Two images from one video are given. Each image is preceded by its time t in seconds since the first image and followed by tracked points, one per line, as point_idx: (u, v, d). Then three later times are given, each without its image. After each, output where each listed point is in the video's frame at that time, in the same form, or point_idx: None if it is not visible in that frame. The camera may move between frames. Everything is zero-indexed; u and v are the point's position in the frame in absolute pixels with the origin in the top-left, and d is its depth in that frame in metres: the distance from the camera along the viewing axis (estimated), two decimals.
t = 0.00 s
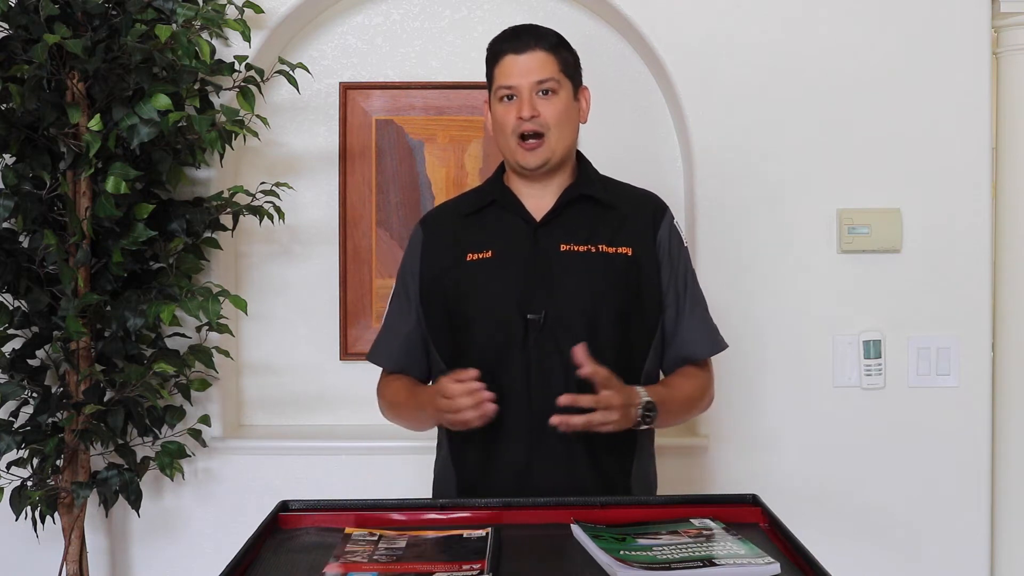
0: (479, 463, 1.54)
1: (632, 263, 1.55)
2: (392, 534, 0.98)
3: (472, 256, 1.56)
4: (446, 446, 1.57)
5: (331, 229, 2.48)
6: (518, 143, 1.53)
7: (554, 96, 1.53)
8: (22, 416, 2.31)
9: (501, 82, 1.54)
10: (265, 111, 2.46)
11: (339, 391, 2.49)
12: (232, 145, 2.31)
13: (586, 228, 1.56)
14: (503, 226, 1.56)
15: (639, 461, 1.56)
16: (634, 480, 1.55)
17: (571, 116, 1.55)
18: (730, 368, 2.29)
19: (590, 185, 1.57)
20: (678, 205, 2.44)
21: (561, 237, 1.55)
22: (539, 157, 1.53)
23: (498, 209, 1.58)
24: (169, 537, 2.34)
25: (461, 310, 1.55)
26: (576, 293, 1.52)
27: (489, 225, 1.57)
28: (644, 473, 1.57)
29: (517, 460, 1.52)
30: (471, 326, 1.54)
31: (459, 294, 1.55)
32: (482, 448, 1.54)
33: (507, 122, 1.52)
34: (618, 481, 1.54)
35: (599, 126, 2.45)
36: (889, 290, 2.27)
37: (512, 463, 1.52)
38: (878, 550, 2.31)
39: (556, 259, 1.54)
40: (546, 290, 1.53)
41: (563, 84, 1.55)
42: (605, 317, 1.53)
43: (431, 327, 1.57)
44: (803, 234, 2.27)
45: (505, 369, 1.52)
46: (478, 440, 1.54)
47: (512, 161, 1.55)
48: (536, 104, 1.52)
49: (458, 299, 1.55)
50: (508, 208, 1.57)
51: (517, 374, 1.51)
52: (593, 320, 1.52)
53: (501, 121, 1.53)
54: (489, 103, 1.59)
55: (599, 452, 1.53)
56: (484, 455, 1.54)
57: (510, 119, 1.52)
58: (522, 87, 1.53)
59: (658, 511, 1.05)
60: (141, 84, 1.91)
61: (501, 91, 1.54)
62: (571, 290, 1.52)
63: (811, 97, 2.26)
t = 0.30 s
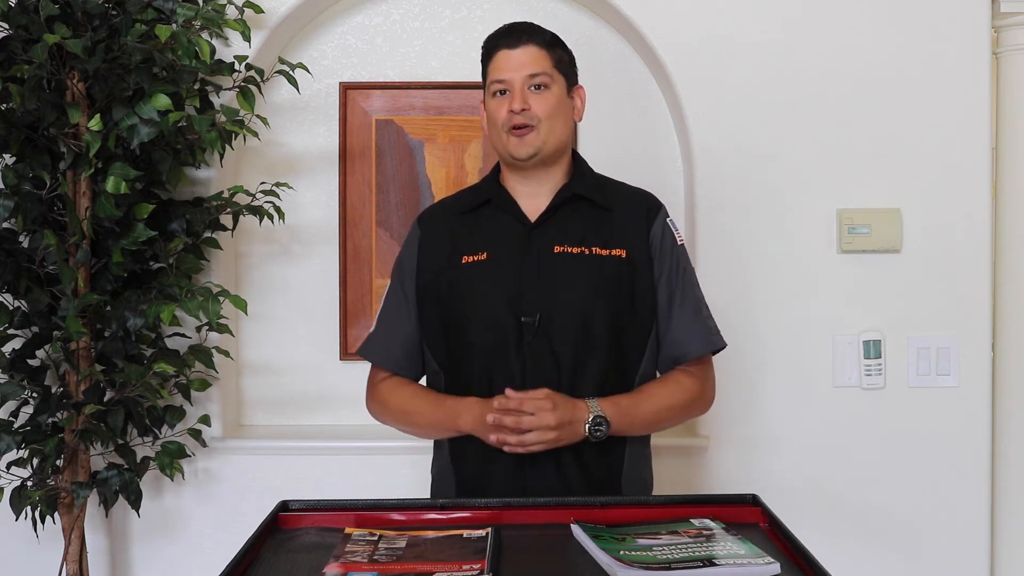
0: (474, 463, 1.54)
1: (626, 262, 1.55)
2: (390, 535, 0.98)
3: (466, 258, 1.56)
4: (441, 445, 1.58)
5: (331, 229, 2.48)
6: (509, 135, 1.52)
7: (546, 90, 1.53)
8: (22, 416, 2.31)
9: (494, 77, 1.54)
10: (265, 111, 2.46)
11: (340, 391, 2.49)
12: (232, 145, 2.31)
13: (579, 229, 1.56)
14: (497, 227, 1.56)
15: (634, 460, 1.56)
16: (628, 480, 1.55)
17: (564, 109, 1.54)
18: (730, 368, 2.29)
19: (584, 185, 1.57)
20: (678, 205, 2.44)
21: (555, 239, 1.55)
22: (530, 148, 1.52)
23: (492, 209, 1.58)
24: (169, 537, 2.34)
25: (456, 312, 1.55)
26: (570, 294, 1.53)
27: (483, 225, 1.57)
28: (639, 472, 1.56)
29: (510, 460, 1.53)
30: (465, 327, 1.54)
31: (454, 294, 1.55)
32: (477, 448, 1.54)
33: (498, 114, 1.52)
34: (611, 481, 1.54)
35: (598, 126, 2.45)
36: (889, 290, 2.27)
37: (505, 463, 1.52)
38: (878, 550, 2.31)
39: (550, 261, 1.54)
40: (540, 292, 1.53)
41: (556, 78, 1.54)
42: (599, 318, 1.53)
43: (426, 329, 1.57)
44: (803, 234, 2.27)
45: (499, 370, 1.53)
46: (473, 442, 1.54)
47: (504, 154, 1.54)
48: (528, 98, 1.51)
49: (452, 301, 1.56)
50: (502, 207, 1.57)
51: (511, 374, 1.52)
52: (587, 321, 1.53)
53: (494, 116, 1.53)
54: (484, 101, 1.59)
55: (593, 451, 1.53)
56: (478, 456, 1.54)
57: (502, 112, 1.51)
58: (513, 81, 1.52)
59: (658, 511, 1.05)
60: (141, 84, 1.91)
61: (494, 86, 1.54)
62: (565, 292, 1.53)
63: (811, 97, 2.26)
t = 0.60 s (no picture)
0: (472, 465, 1.54)
1: (623, 263, 1.55)
2: (390, 535, 0.98)
3: (463, 260, 1.56)
4: (438, 446, 1.57)
5: (331, 229, 2.48)
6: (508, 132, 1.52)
7: (548, 90, 1.53)
8: (22, 416, 2.31)
9: (495, 75, 1.54)
10: (265, 111, 2.46)
11: (340, 391, 2.49)
12: (232, 145, 2.31)
13: (576, 230, 1.56)
14: (494, 228, 1.57)
15: (631, 460, 1.56)
16: (625, 480, 1.55)
17: (564, 109, 1.54)
18: (730, 368, 2.29)
19: (580, 186, 1.57)
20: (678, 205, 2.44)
21: (552, 241, 1.56)
22: (530, 144, 1.51)
23: (489, 209, 1.58)
24: (169, 537, 2.34)
25: (453, 313, 1.55)
26: (568, 295, 1.53)
27: (480, 226, 1.57)
28: (636, 472, 1.57)
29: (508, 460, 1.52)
30: (463, 329, 1.54)
31: (451, 296, 1.55)
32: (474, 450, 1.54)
33: (498, 110, 1.51)
34: (609, 482, 1.54)
35: (599, 126, 2.45)
36: (889, 290, 2.27)
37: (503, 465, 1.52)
38: (878, 550, 2.31)
39: (548, 262, 1.54)
40: (538, 293, 1.53)
41: (556, 78, 1.54)
42: (597, 319, 1.53)
43: (423, 331, 1.56)
44: (803, 234, 2.27)
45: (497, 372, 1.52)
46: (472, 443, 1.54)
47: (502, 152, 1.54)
48: (530, 96, 1.51)
49: (449, 303, 1.55)
50: (499, 208, 1.57)
51: (508, 376, 1.52)
52: (585, 322, 1.53)
53: (493, 113, 1.52)
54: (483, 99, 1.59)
55: (591, 452, 1.53)
56: (476, 458, 1.54)
57: (502, 110, 1.51)
58: (515, 79, 1.52)
59: (658, 511, 1.05)
60: (141, 84, 1.91)
61: (494, 83, 1.53)
62: (563, 293, 1.53)
63: (811, 97, 2.26)
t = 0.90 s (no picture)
0: (471, 463, 1.54)
1: (623, 261, 1.55)
2: (389, 535, 0.98)
3: (462, 257, 1.55)
4: (437, 445, 1.57)
5: (331, 229, 2.48)
6: (511, 134, 1.52)
7: (551, 91, 1.53)
8: (22, 416, 2.31)
9: (498, 75, 1.54)
10: (265, 111, 2.46)
11: (339, 391, 2.49)
12: (232, 145, 2.32)
13: (576, 228, 1.56)
14: (494, 226, 1.56)
15: (630, 458, 1.56)
16: (624, 480, 1.56)
17: (566, 111, 1.54)
18: (730, 368, 2.29)
19: (580, 185, 1.57)
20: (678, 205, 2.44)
21: (552, 238, 1.56)
22: (532, 146, 1.51)
23: (489, 208, 1.58)
24: (169, 537, 2.34)
25: (452, 311, 1.55)
26: (568, 293, 1.53)
27: (480, 224, 1.57)
28: (635, 471, 1.57)
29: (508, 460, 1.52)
30: (462, 326, 1.54)
31: (450, 294, 1.55)
32: (474, 449, 1.54)
33: (501, 112, 1.51)
34: (609, 481, 1.54)
35: (598, 126, 2.45)
36: (889, 290, 2.27)
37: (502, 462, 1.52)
38: (878, 550, 2.31)
39: (548, 259, 1.54)
40: (538, 291, 1.53)
41: (559, 80, 1.55)
42: (596, 317, 1.53)
43: (422, 328, 1.56)
44: (803, 234, 2.27)
45: (497, 369, 1.52)
46: (471, 442, 1.54)
47: (504, 153, 1.54)
48: (533, 97, 1.51)
49: (449, 300, 1.55)
50: (499, 206, 1.57)
51: (508, 374, 1.52)
52: (585, 319, 1.53)
53: (495, 113, 1.52)
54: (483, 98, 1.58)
55: (589, 451, 1.53)
56: (475, 456, 1.54)
57: (505, 110, 1.51)
58: (518, 80, 1.52)
59: (658, 511, 1.05)
60: (141, 84, 1.91)
61: (497, 83, 1.53)
62: (563, 291, 1.53)
63: (811, 97, 2.26)
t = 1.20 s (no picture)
0: (471, 460, 1.54)
1: (624, 257, 1.56)
2: (389, 535, 0.98)
3: (463, 253, 1.56)
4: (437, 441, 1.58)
5: (331, 229, 2.48)
6: (514, 135, 1.52)
7: (554, 94, 1.54)
8: (22, 416, 2.31)
9: (501, 76, 1.54)
10: (265, 111, 2.46)
11: (340, 390, 2.49)
12: (232, 145, 2.32)
13: (577, 225, 1.56)
14: (494, 222, 1.56)
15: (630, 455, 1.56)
16: (625, 478, 1.56)
17: (568, 114, 1.55)
18: (730, 368, 2.29)
19: (581, 182, 1.58)
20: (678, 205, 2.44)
21: (553, 235, 1.56)
22: (536, 148, 1.52)
23: (490, 204, 1.58)
24: (169, 537, 2.34)
25: (453, 307, 1.55)
26: (569, 289, 1.53)
27: (480, 221, 1.57)
28: (635, 469, 1.57)
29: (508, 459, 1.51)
30: (462, 322, 1.54)
31: (450, 290, 1.55)
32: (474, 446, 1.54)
33: (504, 114, 1.52)
34: (610, 479, 1.54)
35: (598, 126, 2.45)
36: (889, 290, 2.27)
37: (501, 459, 1.51)
38: (878, 550, 2.31)
39: (549, 255, 1.55)
40: (538, 287, 1.53)
41: (562, 82, 1.55)
42: (596, 313, 1.53)
43: (423, 324, 1.56)
44: (803, 234, 2.27)
45: (497, 365, 1.52)
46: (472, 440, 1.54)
47: (506, 154, 1.54)
48: (537, 101, 1.52)
49: (449, 296, 1.55)
50: (500, 203, 1.57)
51: (508, 370, 1.51)
52: (585, 315, 1.53)
53: (498, 115, 1.52)
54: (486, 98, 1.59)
55: (590, 449, 1.53)
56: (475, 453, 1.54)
57: (508, 113, 1.51)
58: (522, 83, 1.53)
59: (658, 511, 1.05)
60: (141, 84, 1.91)
61: (500, 85, 1.53)
62: (563, 287, 1.53)
63: (811, 97, 2.26)
